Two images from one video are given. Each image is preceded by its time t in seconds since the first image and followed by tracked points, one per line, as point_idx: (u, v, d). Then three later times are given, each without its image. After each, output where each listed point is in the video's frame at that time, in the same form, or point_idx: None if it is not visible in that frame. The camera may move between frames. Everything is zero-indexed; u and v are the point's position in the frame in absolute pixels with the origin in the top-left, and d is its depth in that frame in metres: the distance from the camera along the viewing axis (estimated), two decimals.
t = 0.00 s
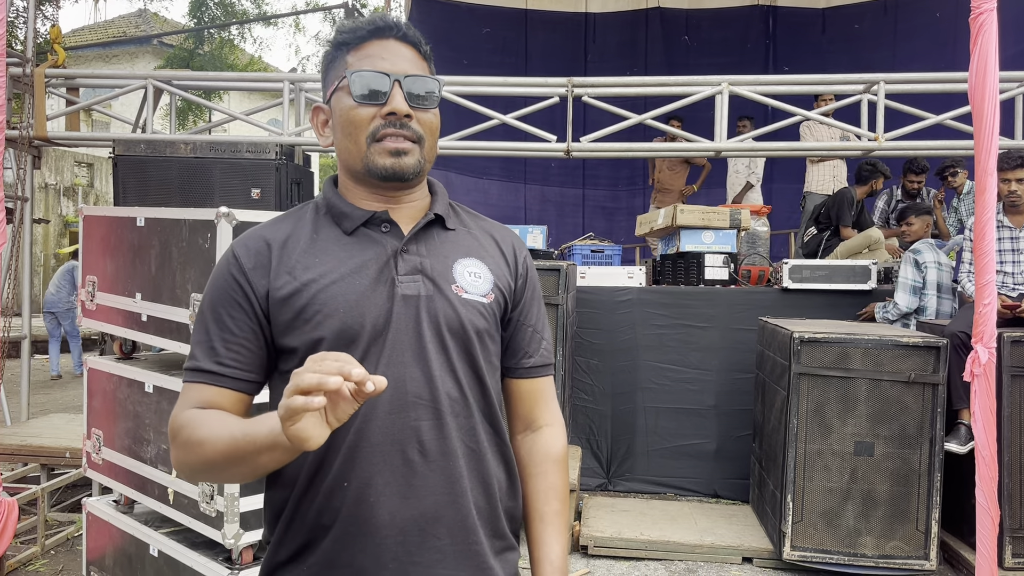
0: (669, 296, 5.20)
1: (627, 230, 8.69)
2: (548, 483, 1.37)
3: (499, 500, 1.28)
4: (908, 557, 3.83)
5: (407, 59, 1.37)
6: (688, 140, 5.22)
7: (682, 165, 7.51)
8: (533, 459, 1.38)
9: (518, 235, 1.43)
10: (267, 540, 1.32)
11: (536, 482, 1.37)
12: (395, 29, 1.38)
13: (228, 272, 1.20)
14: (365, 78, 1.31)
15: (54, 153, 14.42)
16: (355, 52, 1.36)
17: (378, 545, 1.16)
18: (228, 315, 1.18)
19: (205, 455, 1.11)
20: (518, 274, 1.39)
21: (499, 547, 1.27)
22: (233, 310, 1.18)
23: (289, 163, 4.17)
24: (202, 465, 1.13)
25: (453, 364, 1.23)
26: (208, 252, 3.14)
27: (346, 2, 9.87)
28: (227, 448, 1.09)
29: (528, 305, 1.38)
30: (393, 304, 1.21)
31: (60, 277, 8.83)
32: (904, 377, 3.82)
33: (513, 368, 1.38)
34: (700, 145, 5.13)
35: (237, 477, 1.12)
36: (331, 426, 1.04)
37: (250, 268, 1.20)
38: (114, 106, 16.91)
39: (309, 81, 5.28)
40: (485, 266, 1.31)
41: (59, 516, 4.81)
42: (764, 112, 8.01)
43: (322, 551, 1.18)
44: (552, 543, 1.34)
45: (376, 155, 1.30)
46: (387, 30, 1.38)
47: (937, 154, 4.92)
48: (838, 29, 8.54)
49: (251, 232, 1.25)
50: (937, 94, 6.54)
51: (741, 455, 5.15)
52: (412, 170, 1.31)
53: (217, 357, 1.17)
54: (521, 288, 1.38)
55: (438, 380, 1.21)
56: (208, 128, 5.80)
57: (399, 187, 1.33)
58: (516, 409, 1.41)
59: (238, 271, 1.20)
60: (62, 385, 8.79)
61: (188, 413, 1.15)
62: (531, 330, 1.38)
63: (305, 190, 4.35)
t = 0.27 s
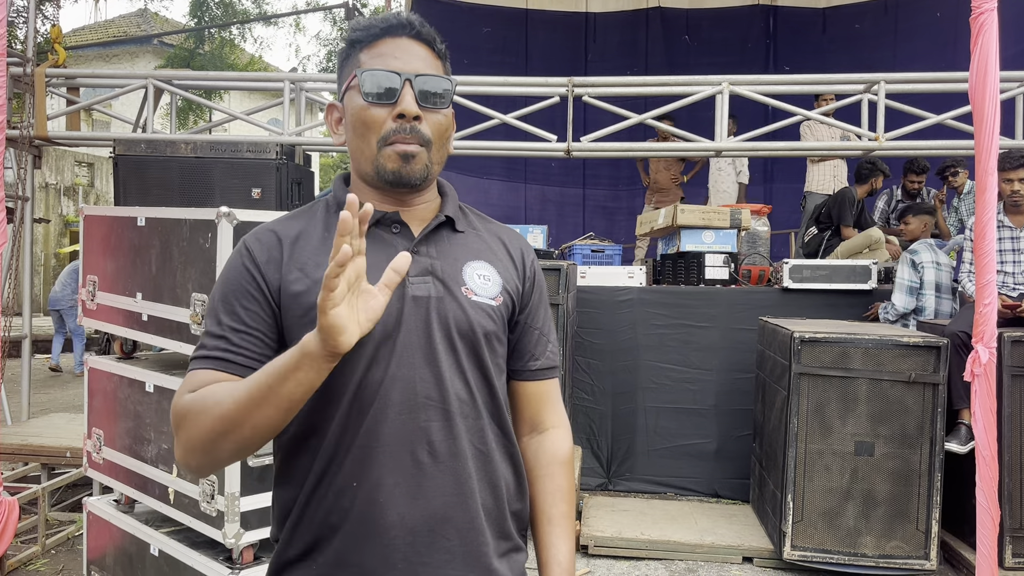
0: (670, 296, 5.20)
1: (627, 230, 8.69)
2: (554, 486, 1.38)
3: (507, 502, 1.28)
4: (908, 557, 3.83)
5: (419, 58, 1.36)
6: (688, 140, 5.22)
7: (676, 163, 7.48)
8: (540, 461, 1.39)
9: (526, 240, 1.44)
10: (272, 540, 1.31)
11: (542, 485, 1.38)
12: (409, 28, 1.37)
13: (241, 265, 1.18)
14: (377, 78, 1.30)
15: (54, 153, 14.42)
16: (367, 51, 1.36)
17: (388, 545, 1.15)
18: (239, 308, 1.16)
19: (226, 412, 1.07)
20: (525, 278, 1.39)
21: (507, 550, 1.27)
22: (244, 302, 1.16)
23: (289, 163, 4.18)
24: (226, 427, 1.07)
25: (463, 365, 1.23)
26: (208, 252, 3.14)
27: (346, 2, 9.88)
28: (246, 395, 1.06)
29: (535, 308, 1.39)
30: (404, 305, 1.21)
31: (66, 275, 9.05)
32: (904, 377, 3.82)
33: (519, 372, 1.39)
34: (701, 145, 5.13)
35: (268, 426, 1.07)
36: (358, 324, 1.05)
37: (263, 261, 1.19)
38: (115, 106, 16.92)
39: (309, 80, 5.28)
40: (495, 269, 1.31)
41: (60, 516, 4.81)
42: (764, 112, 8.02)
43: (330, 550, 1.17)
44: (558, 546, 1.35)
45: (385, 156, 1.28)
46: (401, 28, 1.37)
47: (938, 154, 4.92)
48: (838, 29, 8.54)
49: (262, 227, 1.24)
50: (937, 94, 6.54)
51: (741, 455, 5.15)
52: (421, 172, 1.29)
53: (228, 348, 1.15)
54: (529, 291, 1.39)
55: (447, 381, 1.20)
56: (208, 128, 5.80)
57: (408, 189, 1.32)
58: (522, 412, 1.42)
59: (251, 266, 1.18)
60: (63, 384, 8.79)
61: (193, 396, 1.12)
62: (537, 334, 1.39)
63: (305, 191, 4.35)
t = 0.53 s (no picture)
0: (670, 295, 5.20)
1: (627, 230, 8.69)
2: (561, 487, 1.38)
3: (521, 501, 1.28)
4: (908, 557, 3.83)
5: (435, 54, 1.36)
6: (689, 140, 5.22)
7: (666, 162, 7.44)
8: (546, 463, 1.38)
9: (538, 240, 1.44)
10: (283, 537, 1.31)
11: (550, 485, 1.38)
12: (423, 24, 1.38)
13: (256, 266, 1.16)
14: (391, 72, 1.31)
15: (54, 152, 14.43)
16: (383, 47, 1.36)
17: (404, 543, 1.15)
18: (255, 310, 1.15)
19: (237, 445, 1.07)
20: (539, 278, 1.40)
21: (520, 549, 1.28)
22: (260, 306, 1.15)
23: (289, 162, 4.18)
24: (232, 460, 1.08)
25: (480, 364, 1.23)
26: (209, 252, 3.13)
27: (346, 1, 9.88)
28: (260, 437, 1.05)
29: (547, 309, 1.40)
30: (423, 304, 1.21)
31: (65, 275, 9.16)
32: (905, 377, 3.82)
33: (529, 372, 1.39)
34: (701, 144, 5.13)
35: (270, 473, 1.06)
36: (373, 421, 1.01)
37: (281, 263, 1.17)
38: (115, 105, 16.92)
39: (309, 80, 5.29)
40: (511, 269, 1.32)
41: (60, 515, 4.82)
42: (764, 112, 8.02)
43: (346, 547, 1.17)
44: (564, 547, 1.36)
45: (401, 151, 1.29)
46: (415, 25, 1.38)
47: (938, 154, 4.92)
48: (838, 29, 8.54)
49: (278, 226, 1.23)
50: (937, 94, 6.55)
51: (741, 455, 5.15)
52: (436, 168, 1.30)
53: (242, 351, 1.14)
54: (542, 292, 1.39)
55: (465, 379, 1.21)
56: (208, 127, 5.81)
57: (423, 185, 1.32)
58: (530, 412, 1.42)
59: (267, 266, 1.16)
60: (63, 384, 8.80)
61: (216, 406, 1.12)
62: (548, 335, 1.39)
63: (306, 190, 4.35)
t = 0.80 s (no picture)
0: (670, 295, 5.20)
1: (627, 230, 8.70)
2: (579, 487, 1.39)
3: (538, 501, 1.29)
4: (908, 556, 3.83)
5: (448, 53, 1.37)
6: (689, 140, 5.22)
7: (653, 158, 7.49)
8: (564, 461, 1.40)
9: (553, 239, 1.45)
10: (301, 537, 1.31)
11: (568, 484, 1.39)
12: (436, 23, 1.38)
13: (269, 266, 1.18)
14: (405, 72, 1.31)
15: (55, 152, 14.46)
16: (395, 46, 1.36)
17: (421, 542, 1.15)
18: (265, 308, 1.16)
19: (237, 427, 1.10)
20: (554, 277, 1.40)
21: (537, 549, 1.28)
22: (268, 303, 1.16)
23: (289, 162, 4.18)
24: (233, 443, 1.11)
25: (495, 363, 1.23)
26: (210, 251, 3.13)
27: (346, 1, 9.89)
28: (256, 417, 1.08)
29: (563, 308, 1.40)
30: (437, 302, 1.21)
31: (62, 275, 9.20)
32: (905, 377, 3.82)
33: (546, 371, 1.39)
34: (701, 144, 5.13)
35: (271, 450, 1.09)
36: (358, 377, 1.05)
37: (291, 261, 1.18)
38: (115, 105, 16.92)
39: (308, 80, 5.29)
40: (526, 267, 1.32)
41: (60, 515, 4.82)
42: (764, 112, 8.03)
43: (363, 547, 1.17)
44: (583, 548, 1.36)
45: (415, 149, 1.30)
46: (428, 24, 1.38)
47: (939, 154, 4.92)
48: (839, 29, 8.55)
49: (293, 226, 1.25)
50: (938, 94, 6.55)
51: (742, 455, 5.15)
52: (450, 166, 1.30)
53: (250, 348, 1.16)
54: (557, 291, 1.39)
55: (481, 378, 1.21)
56: (208, 127, 5.81)
57: (439, 183, 1.32)
58: (547, 412, 1.42)
59: (280, 266, 1.18)
60: (63, 384, 8.79)
61: (219, 397, 1.15)
62: (565, 334, 1.39)
63: (306, 190, 4.35)
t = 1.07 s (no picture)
0: (670, 296, 5.20)
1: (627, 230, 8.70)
2: (597, 488, 1.39)
3: (552, 503, 1.28)
4: (908, 557, 3.83)
5: (460, 56, 1.36)
6: (688, 140, 5.22)
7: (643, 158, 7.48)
8: (584, 462, 1.40)
9: (570, 239, 1.44)
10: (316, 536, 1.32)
11: (587, 486, 1.39)
12: (449, 27, 1.37)
13: (283, 269, 1.19)
14: (418, 76, 1.31)
15: (54, 152, 14.48)
16: (408, 51, 1.36)
17: (433, 544, 1.15)
18: (280, 313, 1.18)
19: (255, 439, 1.13)
20: (570, 277, 1.40)
21: (551, 552, 1.28)
22: (284, 308, 1.18)
23: (289, 163, 4.18)
24: (252, 452, 1.15)
25: (508, 365, 1.23)
26: (209, 252, 3.13)
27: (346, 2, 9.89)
28: (274, 431, 1.11)
29: (579, 308, 1.39)
30: (450, 304, 1.21)
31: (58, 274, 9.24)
32: (904, 377, 3.82)
33: (563, 372, 1.40)
34: (701, 145, 5.13)
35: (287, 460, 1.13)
36: (371, 400, 1.07)
37: (305, 264, 1.19)
38: (115, 105, 16.92)
39: (308, 80, 5.29)
40: (540, 268, 1.31)
41: (59, 516, 4.81)
42: (764, 112, 8.03)
43: (375, 548, 1.17)
44: (602, 551, 1.36)
45: (427, 154, 1.30)
46: (440, 28, 1.38)
47: (938, 155, 4.92)
48: (838, 30, 8.55)
49: (307, 228, 1.25)
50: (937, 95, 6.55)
51: (741, 456, 5.15)
52: (462, 169, 1.30)
53: (267, 353, 1.18)
54: (572, 291, 1.39)
55: (494, 380, 1.21)
56: (207, 127, 5.81)
57: (451, 187, 1.32)
58: (566, 412, 1.42)
59: (293, 269, 1.19)
60: (62, 384, 8.78)
61: (237, 403, 1.17)
62: (581, 334, 1.39)
63: (305, 190, 4.35)
